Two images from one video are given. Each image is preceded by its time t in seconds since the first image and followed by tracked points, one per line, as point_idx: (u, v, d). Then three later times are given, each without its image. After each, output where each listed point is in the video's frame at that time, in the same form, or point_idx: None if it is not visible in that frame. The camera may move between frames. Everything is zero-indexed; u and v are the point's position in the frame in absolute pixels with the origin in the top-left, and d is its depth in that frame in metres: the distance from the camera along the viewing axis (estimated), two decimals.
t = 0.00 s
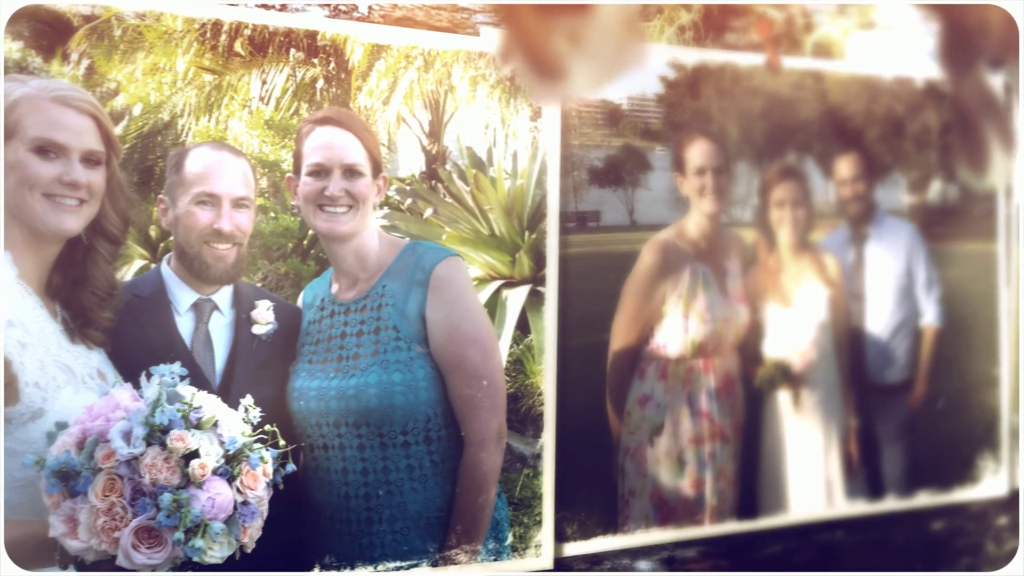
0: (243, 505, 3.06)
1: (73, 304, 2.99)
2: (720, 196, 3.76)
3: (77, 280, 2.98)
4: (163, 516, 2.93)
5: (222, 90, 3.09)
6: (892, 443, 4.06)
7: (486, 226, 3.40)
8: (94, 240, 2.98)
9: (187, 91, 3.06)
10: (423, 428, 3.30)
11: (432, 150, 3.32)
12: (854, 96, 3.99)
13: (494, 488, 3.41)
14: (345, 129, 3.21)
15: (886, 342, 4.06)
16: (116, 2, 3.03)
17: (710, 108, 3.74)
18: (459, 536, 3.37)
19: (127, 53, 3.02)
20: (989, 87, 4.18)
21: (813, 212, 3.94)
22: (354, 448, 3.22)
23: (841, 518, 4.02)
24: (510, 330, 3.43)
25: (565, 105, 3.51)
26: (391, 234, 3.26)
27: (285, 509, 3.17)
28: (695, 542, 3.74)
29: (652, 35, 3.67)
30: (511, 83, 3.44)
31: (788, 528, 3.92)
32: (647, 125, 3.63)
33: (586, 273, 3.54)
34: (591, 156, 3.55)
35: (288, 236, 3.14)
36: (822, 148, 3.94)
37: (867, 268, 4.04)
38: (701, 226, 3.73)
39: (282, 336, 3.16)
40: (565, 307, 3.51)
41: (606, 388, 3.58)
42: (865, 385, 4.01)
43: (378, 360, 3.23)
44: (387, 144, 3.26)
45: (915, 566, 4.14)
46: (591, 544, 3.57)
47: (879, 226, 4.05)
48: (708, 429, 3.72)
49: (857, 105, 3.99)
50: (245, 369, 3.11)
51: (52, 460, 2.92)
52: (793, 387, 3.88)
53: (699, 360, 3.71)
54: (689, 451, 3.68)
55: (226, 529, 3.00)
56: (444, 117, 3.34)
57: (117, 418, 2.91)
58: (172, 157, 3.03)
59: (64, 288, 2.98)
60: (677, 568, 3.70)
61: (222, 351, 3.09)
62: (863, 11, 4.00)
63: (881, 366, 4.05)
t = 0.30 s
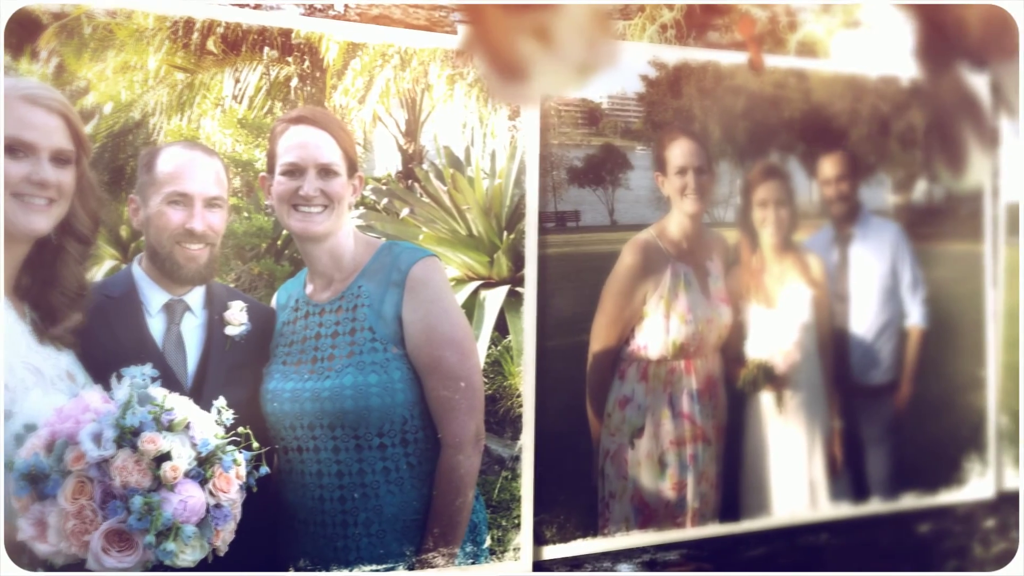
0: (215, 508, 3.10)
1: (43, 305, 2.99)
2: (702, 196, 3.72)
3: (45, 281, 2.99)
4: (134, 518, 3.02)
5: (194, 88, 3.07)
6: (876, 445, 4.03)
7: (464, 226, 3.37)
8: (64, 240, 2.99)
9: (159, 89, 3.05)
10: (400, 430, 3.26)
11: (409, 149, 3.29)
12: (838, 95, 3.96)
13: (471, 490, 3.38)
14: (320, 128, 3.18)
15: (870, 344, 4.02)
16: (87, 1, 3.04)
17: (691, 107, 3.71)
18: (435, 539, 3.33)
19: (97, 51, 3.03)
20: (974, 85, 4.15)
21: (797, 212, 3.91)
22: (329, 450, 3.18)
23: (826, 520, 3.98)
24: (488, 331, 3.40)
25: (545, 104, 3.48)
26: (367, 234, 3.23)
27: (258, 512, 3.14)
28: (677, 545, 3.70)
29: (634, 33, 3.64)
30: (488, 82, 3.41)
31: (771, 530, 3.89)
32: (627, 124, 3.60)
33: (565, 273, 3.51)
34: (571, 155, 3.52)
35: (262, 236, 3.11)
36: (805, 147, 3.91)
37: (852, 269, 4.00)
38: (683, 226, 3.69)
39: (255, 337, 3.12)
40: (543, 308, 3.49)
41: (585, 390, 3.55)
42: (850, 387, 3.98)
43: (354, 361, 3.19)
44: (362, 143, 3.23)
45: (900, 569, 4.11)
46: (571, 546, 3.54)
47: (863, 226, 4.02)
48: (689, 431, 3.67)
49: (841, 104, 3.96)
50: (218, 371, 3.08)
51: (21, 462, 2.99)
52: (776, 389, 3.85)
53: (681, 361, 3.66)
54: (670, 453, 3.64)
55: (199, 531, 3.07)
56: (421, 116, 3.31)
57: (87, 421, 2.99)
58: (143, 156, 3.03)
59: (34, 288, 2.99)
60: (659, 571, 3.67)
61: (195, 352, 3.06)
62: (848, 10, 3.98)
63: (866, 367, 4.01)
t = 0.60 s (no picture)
0: (187, 510, 3.09)
1: (11, 305, 2.98)
2: (683, 194, 3.69)
3: (12, 281, 2.98)
4: (104, 520, 3.02)
5: (165, 86, 3.04)
6: (860, 445, 4.00)
7: (440, 225, 3.33)
8: (32, 239, 2.99)
9: (129, 86, 3.03)
10: (375, 431, 3.22)
11: (384, 147, 3.26)
12: (821, 93, 3.93)
13: (448, 491, 3.34)
14: (294, 126, 3.14)
15: (854, 343, 3.99)
16: None
17: (672, 105, 3.67)
18: (411, 541, 3.30)
19: (67, 48, 3.01)
20: (957, 84, 4.14)
21: (779, 211, 3.88)
22: (303, 451, 3.15)
23: (809, 521, 3.95)
24: (465, 331, 3.36)
25: (523, 101, 3.45)
26: (342, 233, 3.20)
27: (230, 513, 3.11)
28: (658, 547, 3.67)
29: (615, 30, 3.61)
30: (466, 79, 3.38)
31: (754, 532, 3.86)
32: (607, 122, 3.56)
33: (543, 273, 3.48)
34: (549, 153, 3.48)
35: (235, 235, 3.08)
36: (788, 145, 3.88)
37: (835, 268, 3.97)
38: (664, 225, 3.65)
39: (227, 337, 3.09)
40: (521, 307, 3.46)
41: (564, 390, 3.52)
42: (833, 387, 3.95)
43: (328, 361, 3.16)
44: (337, 141, 3.20)
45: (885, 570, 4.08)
46: (549, 548, 3.51)
47: (847, 225, 3.99)
48: (669, 432, 3.64)
49: (825, 102, 3.93)
50: (189, 371, 3.06)
51: None
52: (758, 389, 3.82)
53: (662, 361, 3.62)
54: (650, 454, 3.60)
55: (171, 533, 3.06)
56: (397, 113, 3.28)
57: (55, 420, 2.98)
58: (113, 154, 3.01)
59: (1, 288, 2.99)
60: (640, 573, 3.63)
61: (166, 352, 3.04)
62: (832, 7, 3.94)
63: (850, 367, 3.98)
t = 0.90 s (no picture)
0: (159, 511, 3.06)
1: None
2: (664, 192, 3.65)
3: None
4: (74, 522, 3.01)
5: (135, 82, 3.02)
6: (844, 445, 3.97)
7: (417, 223, 3.30)
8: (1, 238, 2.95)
9: (99, 83, 3.00)
10: (350, 431, 3.19)
11: (360, 144, 3.23)
12: (805, 90, 3.90)
13: (425, 492, 3.31)
14: (267, 123, 3.11)
15: (838, 342, 3.96)
16: None
17: (653, 102, 3.64)
18: (387, 543, 3.27)
19: (36, 44, 3.00)
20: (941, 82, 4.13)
21: (762, 209, 3.84)
22: (277, 452, 3.11)
23: (793, 522, 3.91)
24: (442, 330, 3.33)
25: (502, 98, 3.41)
26: (316, 231, 3.16)
27: (203, 515, 3.08)
28: (639, 548, 3.64)
29: (595, 26, 3.59)
30: (443, 76, 3.34)
31: (737, 532, 3.82)
32: (587, 119, 3.52)
33: (521, 271, 3.44)
34: (528, 151, 3.45)
35: (207, 233, 3.05)
36: (771, 143, 3.85)
37: (818, 267, 3.94)
38: (644, 224, 3.61)
39: (199, 336, 3.06)
40: (500, 307, 3.43)
41: (543, 390, 3.49)
42: (816, 387, 3.92)
43: (302, 361, 3.13)
44: (311, 138, 3.16)
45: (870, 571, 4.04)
46: (528, 549, 3.47)
47: (831, 223, 3.96)
48: (650, 432, 3.61)
49: (808, 99, 3.90)
50: (161, 370, 3.03)
51: None
52: (740, 388, 3.79)
53: (642, 360, 3.58)
54: (630, 454, 3.57)
55: (142, 534, 3.05)
56: (372, 110, 3.25)
57: (24, 421, 2.96)
58: (82, 151, 2.98)
59: None
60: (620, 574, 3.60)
61: (137, 351, 3.01)
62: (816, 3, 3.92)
63: (834, 366, 3.96)
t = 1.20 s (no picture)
0: (131, 513, 3.04)
1: None
2: (645, 191, 3.62)
3: None
4: (44, 523, 3.00)
5: (107, 80, 3.00)
6: (829, 446, 3.93)
7: (394, 223, 3.27)
8: None
9: (70, 80, 2.98)
10: (326, 432, 3.16)
11: (336, 142, 3.20)
12: (790, 88, 3.86)
13: (402, 494, 3.28)
14: (241, 121, 3.08)
15: (823, 343, 3.94)
16: None
17: (634, 99, 3.61)
18: (364, 545, 3.24)
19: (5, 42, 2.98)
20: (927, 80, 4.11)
21: (746, 208, 3.80)
22: (251, 453, 3.09)
23: (778, 523, 3.88)
24: (420, 330, 3.30)
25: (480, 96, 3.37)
26: (292, 230, 3.13)
27: (175, 517, 3.06)
28: (621, 550, 3.60)
29: (575, 24, 3.57)
30: (420, 74, 3.31)
31: (722, 534, 3.78)
32: (567, 117, 3.49)
33: (500, 271, 3.41)
34: (507, 149, 3.41)
35: (180, 232, 3.02)
36: (755, 141, 3.81)
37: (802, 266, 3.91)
38: (626, 223, 3.58)
39: (172, 336, 3.02)
40: (478, 307, 3.39)
41: (523, 390, 3.45)
42: (800, 387, 3.89)
43: (277, 361, 3.10)
44: (286, 137, 3.13)
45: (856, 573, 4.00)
46: (507, 551, 3.44)
47: (815, 222, 3.93)
48: (631, 433, 3.57)
49: (793, 97, 3.87)
50: (133, 371, 3.00)
51: None
52: (724, 389, 3.75)
53: (623, 361, 3.55)
54: (611, 456, 3.54)
55: (113, 536, 3.03)
56: (349, 108, 3.22)
57: None
58: (53, 150, 2.97)
59: None
60: None
61: (108, 351, 2.99)
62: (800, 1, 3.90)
63: (819, 367, 3.93)
